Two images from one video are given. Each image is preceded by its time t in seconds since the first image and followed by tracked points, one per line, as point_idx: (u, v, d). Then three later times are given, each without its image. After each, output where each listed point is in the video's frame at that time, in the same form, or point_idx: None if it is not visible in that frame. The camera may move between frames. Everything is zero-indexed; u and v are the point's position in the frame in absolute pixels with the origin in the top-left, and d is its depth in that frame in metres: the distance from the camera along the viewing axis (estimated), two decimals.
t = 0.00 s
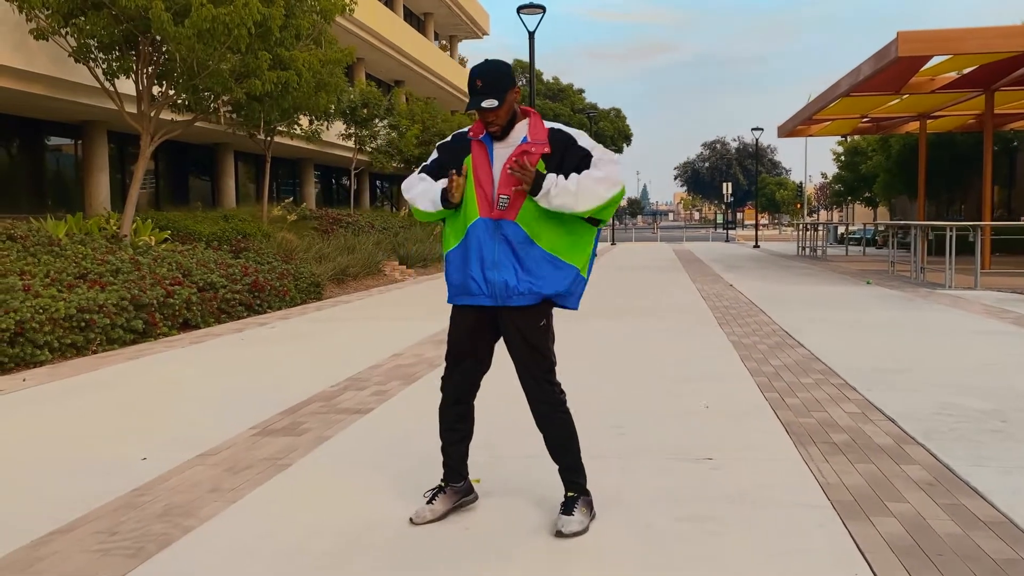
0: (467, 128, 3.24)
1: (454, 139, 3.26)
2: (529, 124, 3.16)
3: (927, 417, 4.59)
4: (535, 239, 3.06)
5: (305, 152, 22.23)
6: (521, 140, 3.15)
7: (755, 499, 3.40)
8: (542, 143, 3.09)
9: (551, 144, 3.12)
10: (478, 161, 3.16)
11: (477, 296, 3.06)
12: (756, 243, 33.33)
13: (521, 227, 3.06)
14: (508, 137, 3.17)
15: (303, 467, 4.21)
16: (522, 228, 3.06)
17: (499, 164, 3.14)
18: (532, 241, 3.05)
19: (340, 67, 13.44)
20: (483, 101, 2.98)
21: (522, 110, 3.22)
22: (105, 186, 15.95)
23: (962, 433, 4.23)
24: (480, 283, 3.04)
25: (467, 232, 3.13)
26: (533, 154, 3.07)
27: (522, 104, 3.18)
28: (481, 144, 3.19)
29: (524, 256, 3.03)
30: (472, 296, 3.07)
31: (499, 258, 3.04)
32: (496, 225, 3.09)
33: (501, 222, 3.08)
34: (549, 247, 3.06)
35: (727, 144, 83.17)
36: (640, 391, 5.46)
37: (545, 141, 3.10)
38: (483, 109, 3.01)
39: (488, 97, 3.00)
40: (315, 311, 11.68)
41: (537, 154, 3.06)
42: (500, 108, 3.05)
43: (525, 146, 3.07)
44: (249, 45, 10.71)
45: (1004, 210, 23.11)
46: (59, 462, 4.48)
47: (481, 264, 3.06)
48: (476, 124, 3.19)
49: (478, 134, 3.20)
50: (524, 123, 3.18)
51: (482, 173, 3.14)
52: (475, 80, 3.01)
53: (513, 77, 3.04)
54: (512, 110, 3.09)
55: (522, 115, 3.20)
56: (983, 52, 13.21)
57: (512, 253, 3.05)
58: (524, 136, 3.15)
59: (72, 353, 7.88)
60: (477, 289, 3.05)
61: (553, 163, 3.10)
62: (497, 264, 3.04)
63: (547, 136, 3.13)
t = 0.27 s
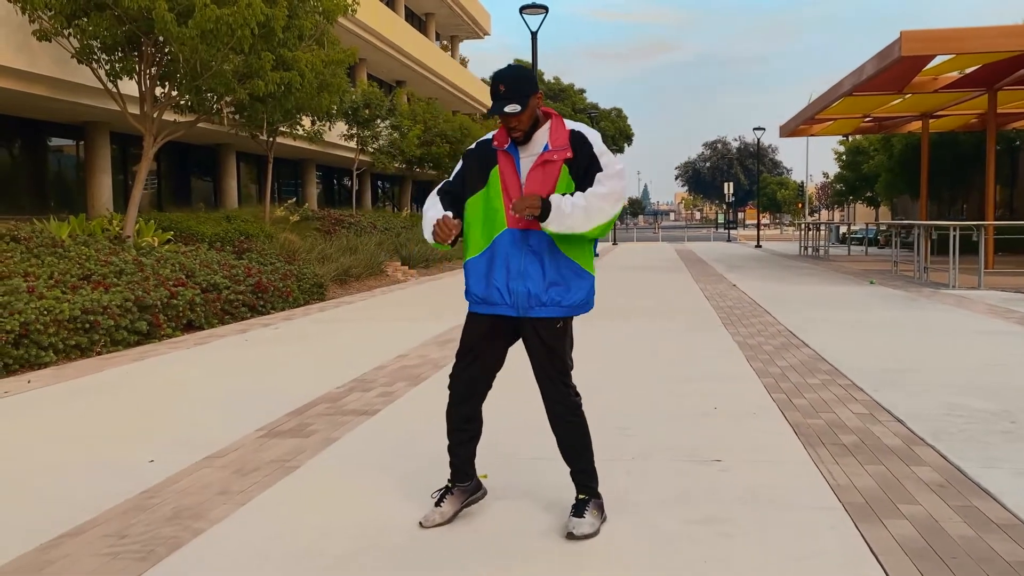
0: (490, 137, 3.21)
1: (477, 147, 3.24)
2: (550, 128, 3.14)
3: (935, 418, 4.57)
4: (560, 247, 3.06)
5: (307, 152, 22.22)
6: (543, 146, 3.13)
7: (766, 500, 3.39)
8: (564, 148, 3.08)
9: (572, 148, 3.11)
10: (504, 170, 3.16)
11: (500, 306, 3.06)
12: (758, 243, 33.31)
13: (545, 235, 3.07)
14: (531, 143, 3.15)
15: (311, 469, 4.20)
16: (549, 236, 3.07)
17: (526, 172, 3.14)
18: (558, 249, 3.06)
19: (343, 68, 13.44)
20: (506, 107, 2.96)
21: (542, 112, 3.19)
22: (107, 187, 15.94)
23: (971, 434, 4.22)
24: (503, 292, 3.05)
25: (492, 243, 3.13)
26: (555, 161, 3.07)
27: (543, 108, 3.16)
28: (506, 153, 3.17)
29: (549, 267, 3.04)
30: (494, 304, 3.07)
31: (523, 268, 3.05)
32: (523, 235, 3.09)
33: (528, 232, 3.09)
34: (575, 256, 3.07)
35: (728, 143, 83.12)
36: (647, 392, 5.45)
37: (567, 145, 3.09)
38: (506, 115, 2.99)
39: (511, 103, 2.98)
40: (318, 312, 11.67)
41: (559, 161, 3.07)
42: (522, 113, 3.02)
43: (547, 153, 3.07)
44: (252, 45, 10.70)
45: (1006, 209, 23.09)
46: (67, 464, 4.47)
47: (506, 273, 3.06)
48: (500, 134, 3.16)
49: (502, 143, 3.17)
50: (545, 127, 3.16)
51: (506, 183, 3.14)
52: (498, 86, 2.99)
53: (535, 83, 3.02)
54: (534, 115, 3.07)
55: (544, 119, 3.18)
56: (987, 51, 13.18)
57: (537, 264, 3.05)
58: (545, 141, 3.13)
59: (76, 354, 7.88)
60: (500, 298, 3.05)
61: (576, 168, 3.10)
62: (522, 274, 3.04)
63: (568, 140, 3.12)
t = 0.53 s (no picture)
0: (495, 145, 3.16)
1: (482, 154, 3.18)
2: (554, 136, 3.10)
3: (942, 419, 4.56)
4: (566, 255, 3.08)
5: (311, 153, 22.23)
6: (547, 156, 3.10)
7: (774, 502, 3.37)
8: (567, 158, 3.06)
9: (575, 157, 3.09)
10: (513, 179, 3.12)
11: (507, 311, 3.04)
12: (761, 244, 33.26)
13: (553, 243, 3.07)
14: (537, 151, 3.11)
15: (316, 470, 4.20)
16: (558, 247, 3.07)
17: (534, 182, 3.11)
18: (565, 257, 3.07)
19: (346, 69, 13.43)
20: (514, 116, 2.93)
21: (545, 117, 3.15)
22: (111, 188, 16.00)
23: (979, 435, 4.20)
24: (509, 297, 3.02)
25: (502, 249, 3.07)
26: (559, 172, 3.06)
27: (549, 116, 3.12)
28: (513, 163, 3.12)
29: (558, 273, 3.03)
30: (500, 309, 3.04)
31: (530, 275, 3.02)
32: (533, 244, 3.07)
33: (537, 242, 3.07)
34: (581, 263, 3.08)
35: (731, 144, 83.08)
36: (652, 394, 5.44)
37: (570, 155, 3.07)
38: (514, 124, 2.96)
39: (518, 112, 2.95)
40: (322, 313, 11.66)
41: (564, 171, 3.06)
42: (530, 123, 2.98)
43: (551, 165, 3.05)
44: (256, 46, 10.70)
45: (1010, 210, 23.06)
46: (72, 465, 4.47)
47: (513, 278, 3.03)
48: (506, 143, 3.11)
49: (509, 152, 3.12)
50: (549, 133, 3.11)
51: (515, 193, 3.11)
52: (506, 95, 2.96)
53: (542, 92, 2.98)
54: (541, 124, 3.03)
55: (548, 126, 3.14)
56: (992, 52, 13.14)
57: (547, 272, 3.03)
58: (550, 150, 3.10)
59: (81, 355, 7.88)
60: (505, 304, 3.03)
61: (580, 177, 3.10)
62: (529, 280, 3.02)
63: (570, 147, 3.09)
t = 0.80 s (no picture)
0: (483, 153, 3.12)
1: (470, 161, 3.14)
2: (541, 145, 3.06)
3: (948, 418, 4.53)
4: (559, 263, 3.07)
5: (313, 152, 22.22)
6: (535, 168, 3.07)
7: (779, 501, 3.35)
8: (553, 169, 3.03)
9: (562, 168, 3.05)
10: (505, 188, 3.10)
11: (504, 316, 3.02)
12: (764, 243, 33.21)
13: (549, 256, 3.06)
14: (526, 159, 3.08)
15: (319, 469, 4.18)
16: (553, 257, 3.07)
17: (524, 192, 3.09)
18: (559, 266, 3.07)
19: (349, 68, 13.42)
20: (503, 124, 2.90)
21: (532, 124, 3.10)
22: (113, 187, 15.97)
23: (985, 433, 4.18)
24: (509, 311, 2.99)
25: (497, 258, 3.06)
26: (548, 183, 3.04)
27: (537, 124, 3.07)
28: (504, 173, 3.09)
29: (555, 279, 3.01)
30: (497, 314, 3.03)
31: (530, 289, 3.01)
32: (527, 254, 3.06)
33: (532, 252, 3.06)
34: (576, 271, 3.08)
35: (734, 143, 82.99)
36: (656, 393, 5.42)
37: (556, 165, 3.04)
38: (503, 133, 2.93)
39: (507, 119, 2.92)
40: (324, 312, 11.65)
41: (552, 182, 3.03)
42: (518, 132, 2.94)
43: (539, 177, 3.02)
44: (258, 45, 10.69)
45: (1014, 209, 22.99)
46: (74, 464, 4.46)
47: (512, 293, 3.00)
48: (494, 153, 3.07)
49: (498, 162, 3.08)
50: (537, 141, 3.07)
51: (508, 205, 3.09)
52: (496, 103, 2.94)
53: (529, 102, 2.94)
54: (529, 134, 2.99)
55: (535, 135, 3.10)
56: (996, 50, 13.09)
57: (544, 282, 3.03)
58: (536, 162, 3.07)
59: (83, 354, 7.87)
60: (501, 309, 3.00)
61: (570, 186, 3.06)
62: (528, 294, 3.00)
63: (556, 157, 3.05)
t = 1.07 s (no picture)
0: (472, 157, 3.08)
1: (459, 164, 3.10)
2: (529, 151, 3.01)
3: (955, 416, 4.50)
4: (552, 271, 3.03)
5: (315, 151, 22.21)
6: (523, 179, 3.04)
7: (786, 500, 3.32)
8: (541, 177, 2.99)
9: (549, 176, 3.01)
10: (495, 195, 3.06)
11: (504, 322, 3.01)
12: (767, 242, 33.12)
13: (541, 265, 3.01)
14: (516, 165, 3.04)
15: (322, 468, 4.15)
16: (545, 267, 3.02)
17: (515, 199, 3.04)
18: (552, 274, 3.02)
19: (352, 66, 13.40)
20: (497, 122, 2.86)
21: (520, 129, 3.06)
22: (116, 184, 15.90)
23: (993, 432, 4.14)
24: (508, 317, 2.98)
25: (490, 266, 3.03)
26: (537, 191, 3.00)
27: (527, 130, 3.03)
28: (493, 178, 3.05)
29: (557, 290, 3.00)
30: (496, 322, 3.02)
31: (524, 298, 2.98)
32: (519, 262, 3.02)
33: (522, 260, 3.02)
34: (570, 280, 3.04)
35: (736, 143, 82.92)
36: (660, 392, 5.39)
37: (543, 174, 3.00)
38: (495, 132, 2.89)
39: (502, 118, 2.88)
40: (327, 310, 11.64)
41: (541, 190, 2.99)
42: (511, 133, 2.91)
43: (528, 186, 2.98)
44: (261, 43, 10.68)
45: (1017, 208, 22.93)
46: (76, 463, 4.45)
47: (508, 303, 2.98)
48: (484, 157, 3.02)
49: (487, 166, 3.04)
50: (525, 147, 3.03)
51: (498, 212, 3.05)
52: (489, 101, 2.89)
53: (518, 105, 2.90)
54: (521, 138, 2.97)
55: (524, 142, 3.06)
56: (1000, 48, 13.05)
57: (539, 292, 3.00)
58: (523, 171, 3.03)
59: (85, 352, 7.86)
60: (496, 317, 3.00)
61: (559, 194, 3.02)
62: (524, 303, 2.97)
63: (544, 165, 3.01)
